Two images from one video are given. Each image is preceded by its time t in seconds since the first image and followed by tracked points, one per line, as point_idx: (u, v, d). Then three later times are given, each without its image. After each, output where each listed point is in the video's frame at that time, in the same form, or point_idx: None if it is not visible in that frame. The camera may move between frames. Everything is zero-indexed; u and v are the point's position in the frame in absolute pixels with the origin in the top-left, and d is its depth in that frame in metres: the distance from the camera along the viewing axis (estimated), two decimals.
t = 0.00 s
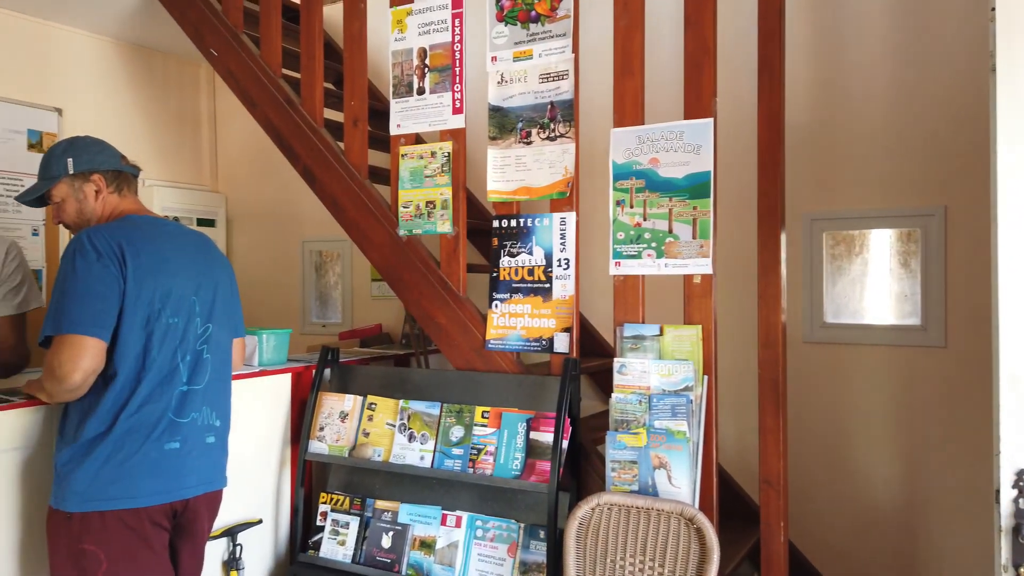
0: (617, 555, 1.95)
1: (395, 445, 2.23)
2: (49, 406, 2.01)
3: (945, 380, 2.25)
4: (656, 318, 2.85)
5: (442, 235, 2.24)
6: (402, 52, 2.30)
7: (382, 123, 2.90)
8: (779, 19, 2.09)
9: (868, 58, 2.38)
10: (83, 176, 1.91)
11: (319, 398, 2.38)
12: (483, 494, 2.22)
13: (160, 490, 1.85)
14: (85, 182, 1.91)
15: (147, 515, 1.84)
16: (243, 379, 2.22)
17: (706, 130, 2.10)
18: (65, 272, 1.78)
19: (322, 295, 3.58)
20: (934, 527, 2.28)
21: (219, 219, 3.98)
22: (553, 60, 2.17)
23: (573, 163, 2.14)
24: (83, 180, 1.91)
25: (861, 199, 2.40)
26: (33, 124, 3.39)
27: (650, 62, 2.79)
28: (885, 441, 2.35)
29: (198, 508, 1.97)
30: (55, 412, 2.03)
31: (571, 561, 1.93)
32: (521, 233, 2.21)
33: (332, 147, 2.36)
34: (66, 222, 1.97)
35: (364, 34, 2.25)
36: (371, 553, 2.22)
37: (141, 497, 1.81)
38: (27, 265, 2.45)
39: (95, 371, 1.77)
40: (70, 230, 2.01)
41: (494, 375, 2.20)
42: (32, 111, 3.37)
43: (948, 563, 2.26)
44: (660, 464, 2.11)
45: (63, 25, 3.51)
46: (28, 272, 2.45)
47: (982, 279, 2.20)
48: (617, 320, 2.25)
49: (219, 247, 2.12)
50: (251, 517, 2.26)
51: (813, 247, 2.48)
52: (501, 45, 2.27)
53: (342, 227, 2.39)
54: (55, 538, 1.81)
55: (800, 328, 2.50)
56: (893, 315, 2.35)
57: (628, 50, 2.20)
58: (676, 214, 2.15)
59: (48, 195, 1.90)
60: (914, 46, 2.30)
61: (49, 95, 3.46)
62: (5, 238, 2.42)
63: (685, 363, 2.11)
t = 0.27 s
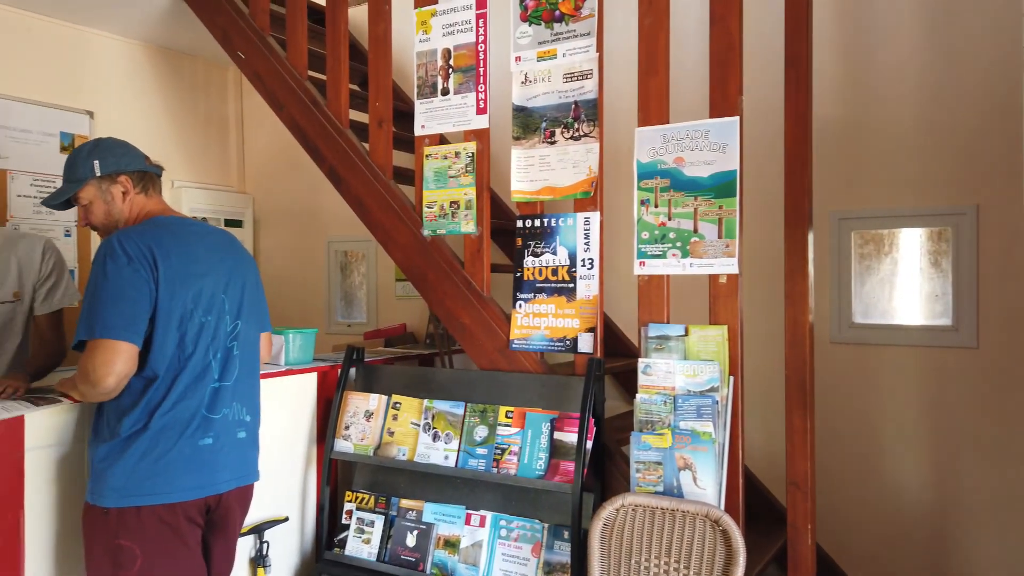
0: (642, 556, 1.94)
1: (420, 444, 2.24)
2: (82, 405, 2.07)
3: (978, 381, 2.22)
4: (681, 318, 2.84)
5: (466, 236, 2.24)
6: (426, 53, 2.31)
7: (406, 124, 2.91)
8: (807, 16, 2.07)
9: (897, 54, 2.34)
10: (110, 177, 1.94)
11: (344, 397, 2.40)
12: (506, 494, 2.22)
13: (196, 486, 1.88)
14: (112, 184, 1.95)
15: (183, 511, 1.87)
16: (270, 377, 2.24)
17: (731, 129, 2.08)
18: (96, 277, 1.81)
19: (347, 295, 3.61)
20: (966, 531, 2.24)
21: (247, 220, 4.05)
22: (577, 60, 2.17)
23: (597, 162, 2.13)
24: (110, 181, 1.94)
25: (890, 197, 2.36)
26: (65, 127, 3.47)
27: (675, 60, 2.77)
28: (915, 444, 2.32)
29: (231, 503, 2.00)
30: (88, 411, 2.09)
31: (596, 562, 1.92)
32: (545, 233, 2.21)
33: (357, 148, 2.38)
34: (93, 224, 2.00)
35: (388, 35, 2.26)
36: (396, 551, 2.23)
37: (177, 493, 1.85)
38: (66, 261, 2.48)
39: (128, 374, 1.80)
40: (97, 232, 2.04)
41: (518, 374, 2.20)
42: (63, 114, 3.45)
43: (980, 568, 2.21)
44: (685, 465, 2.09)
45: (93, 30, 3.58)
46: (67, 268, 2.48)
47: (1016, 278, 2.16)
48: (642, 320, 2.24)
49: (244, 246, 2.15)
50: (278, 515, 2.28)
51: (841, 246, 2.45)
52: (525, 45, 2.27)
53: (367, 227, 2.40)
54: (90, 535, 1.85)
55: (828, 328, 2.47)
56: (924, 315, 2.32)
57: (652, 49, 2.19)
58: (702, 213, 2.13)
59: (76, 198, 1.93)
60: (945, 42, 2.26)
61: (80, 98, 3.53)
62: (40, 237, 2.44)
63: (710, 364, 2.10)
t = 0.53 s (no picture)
0: (667, 558, 1.93)
1: (443, 443, 2.25)
2: (113, 403, 2.11)
3: (1010, 383, 2.17)
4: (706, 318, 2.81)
5: (489, 236, 2.25)
6: (450, 54, 2.32)
7: (429, 124, 2.93)
8: (833, 13, 2.04)
9: (926, 51, 2.30)
10: (136, 179, 1.97)
11: (368, 396, 2.42)
12: (530, 494, 2.22)
13: (223, 483, 1.91)
14: (138, 186, 1.98)
15: (210, 507, 1.90)
16: (295, 377, 2.26)
17: (757, 127, 2.06)
18: (125, 280, 1.83)
19: (371, 295, 3.63)
20: (998, 536, 2.19)
21: (273, 220, 4.07)
22: (600, 59, 2.16)
23: (621, 162, 2.13)
24: (136, 183, 1.98)
25: (919, 196, 2.33)
26: (95, 129, 3.55)
27: (700, 58, 2.75)
28: (945, 447, 2.28)
29: (258, 500, 2.03)
30: (118, 411, 2.13)
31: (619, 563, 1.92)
32: (568, 233, 2.21)
33: (382, 149, 2.39)
34: (119, 226, 2.03)
35: (412, 37, 2.27)
36: (420, 550, 2.24)
37: (206, 490, 1.87)
38: (105, 263, 2.48)
39: (158, 376, 1.84)
40: (123, 234, 2.07)
41: (541, 374, 2.20)
42: (93, 117, 3.53)
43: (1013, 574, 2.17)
44: (710, 467, 2.08)
45: (121, 34, 3.64)
46: (106, 270, 2.49)
47: None
48: (666, 320, 2.23)
49: (268, 245, 2.17)
50: (304, 513, 2.30)
51: (869, 245, 2.41)
52: (548, 45, 2.27)
53: (391, 228, 2.42)
54: (121, 531, 1.88)
55: (855, 329, 2.44)
56: (954, 316, 2.28)
57: (677, 47, 2.17)
58: (727, 212, 2.11)
59: (102, 201, 1.96)
60: (975, 38, 2.22)
61: (110, 101, 3.61)
62: (81, 241, 2.48)
63: (735, 364, 2.08)
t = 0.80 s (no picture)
0: (694, 560, 1.92)
1: (469, 443, 2.26)
2: (146, 401, 2.13)
3: None
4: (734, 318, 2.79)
5: (514, 236, 2.25)
6: (476, 54, 2.32)
7: (455, 124, 2.94)
8: (864, 8, 2.01)
9: (960, 46, 2.26)
10: (166, 181, 2.00)
11: (394, 395, 2.43)
12: (556, 494, 2.21)
13: (251, 481, 1.93)
14: (167, 188, 2.01)
15: (238, 505, 1.92)
16: (323, 376, 2.29)
17: (786, 125, 2.04)
18: (156, 279, 1.87)
19: (397, 295, 3.65)
20: None
21: (301, 221, 4.11)
22: (626, 58, 2.16)
23: (647, 161, 2.11)
24: (165, 186, 2.01)
25: (952, 194, 2.28)
26: (127, 132, 3.61)
27: (727, 56, 2.73)
28: (979, 450, 2.23)
29: (285, 497, 2.05)
30: (150, 407, 2.14)
31: (646, 564, 1.91)
32: (594, 233, 2.20)
33: (408, 150, 2.41)
34: (150, 227, 2.06)
35: (439, 37, 2.28)
36: (446, 549, 2.25)
37: (233, 487, 1.90)
38: (138, 263, 2.54)
39: (188, 374, 1.86)
40: (154, 235, 2.11)
41: (566, 374, 2.19)
42: (125, 120, 3.60)
43: None
44: (738, 468, 2.06)
45: (152, 37, 3.70)
46: (139, 269, 2.55)
47: None
48: (693, 320, 2.21)
49: (295, 245, 2.19)
50: (331, 511, 2.32)
51: (901, 244, 2.37)
52: (574, 45, 2.26)
53: (416, 228, 2.43)
54: (153, 526, 1.92)
55: (886, 330, 2.40)
56: (988, 317, 2.24)
57: (704, 45, 2.16)
58: (755, 212, 2.09)
59: (133, 203, 2.00)
60: (1011, 32, 2.17)
61: (140, 104, 3.67)
62: (116, 240, 2.53)
63: (763, 365, 2.06)
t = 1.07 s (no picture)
0: (718, 562, 1.91)
1: (491, 443, 2.26)
2: (171, 399, 2.14)
3: None
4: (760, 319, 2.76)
5: (537, 236, 2.25)
6: (499, 54, 2.32)
7: (477, 125, 2.94)
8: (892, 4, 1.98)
9: (990, 42, 2.22)
10: (191, 184, 2.03)
11: (417, 395, 2.44)
12: (579, 494, 2.21)
13: (275, 479, 1.95)
14: (192, 190, 2.03)
15: (263, 503, 1.94)
16: (346, 375, 2.30)
17: (811, 124, 2.02)
18: (182, 279, 1.89)
19: (420, 295, 3.66)
20: None
21: (324, 221, 4.14)
22: (649, 57, 2.15)
23: (671, 160, 2.10)
24: (191, 188, 2.03)
25: (983, 193, 2.24)
26: (155, 134, 3.66)
27: (751, 54, 2.71)
28: (1011, 453, 2.19)
29: (309, 496, 2.06)
30: (176, 405, 2.17)
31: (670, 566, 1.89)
32: (617, 232, 2.19)
33: (432, 151, 2.42)
34: (179, 229, 2.10)
35: (462, 38, 2.28)
36: (469, 549, 2.25)
37: (258, 485, 1.92)
38: (163, 261, 2.60)
39: (213, 372, 1.89)
40: (183, 237, 2.14)
41: (589, 375, 2.18)
42: (153, 122, 3.65)
43: None
44: (762, 470, 2.04)
45: (179, 40, 3.75)
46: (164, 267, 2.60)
47: None
48: (717, 321, 2.19)
49: (319, 245, 2.20)
50: (355, 509, 2.34)
51: (929, 243, 2.34)
52: (597, 44, 2.26)
53: (439, 228, 2.43)
54: (180, 523, 1.95)
55: (915, 330, 2.37)
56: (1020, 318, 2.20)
57: (728, 43, 2.14)
58: (780, 211, 2.07)
59: (160, 206, 2.03)
60: None
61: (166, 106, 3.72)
62: (142, 239, 2.57)
63: (789, 366, 2.04)
